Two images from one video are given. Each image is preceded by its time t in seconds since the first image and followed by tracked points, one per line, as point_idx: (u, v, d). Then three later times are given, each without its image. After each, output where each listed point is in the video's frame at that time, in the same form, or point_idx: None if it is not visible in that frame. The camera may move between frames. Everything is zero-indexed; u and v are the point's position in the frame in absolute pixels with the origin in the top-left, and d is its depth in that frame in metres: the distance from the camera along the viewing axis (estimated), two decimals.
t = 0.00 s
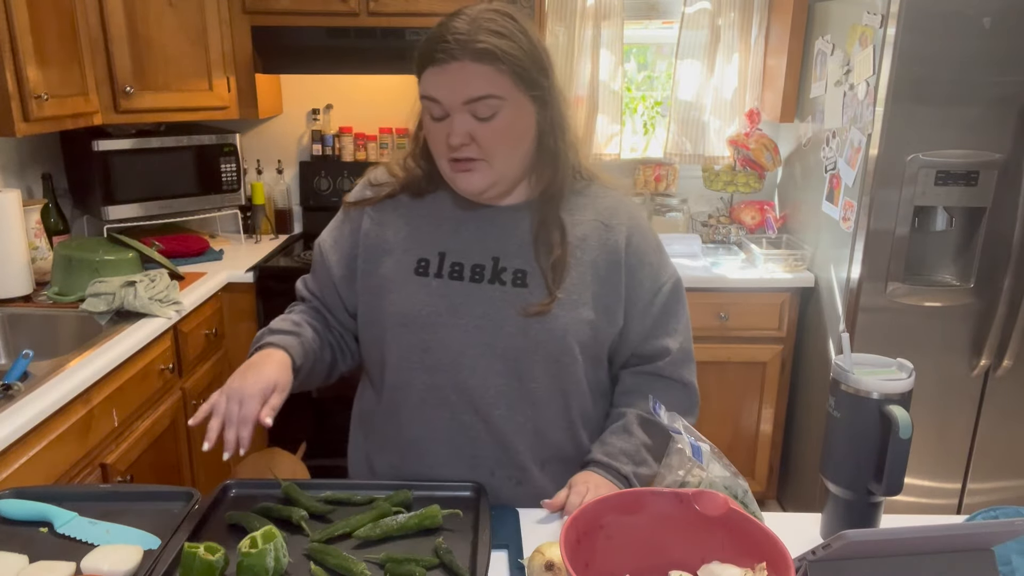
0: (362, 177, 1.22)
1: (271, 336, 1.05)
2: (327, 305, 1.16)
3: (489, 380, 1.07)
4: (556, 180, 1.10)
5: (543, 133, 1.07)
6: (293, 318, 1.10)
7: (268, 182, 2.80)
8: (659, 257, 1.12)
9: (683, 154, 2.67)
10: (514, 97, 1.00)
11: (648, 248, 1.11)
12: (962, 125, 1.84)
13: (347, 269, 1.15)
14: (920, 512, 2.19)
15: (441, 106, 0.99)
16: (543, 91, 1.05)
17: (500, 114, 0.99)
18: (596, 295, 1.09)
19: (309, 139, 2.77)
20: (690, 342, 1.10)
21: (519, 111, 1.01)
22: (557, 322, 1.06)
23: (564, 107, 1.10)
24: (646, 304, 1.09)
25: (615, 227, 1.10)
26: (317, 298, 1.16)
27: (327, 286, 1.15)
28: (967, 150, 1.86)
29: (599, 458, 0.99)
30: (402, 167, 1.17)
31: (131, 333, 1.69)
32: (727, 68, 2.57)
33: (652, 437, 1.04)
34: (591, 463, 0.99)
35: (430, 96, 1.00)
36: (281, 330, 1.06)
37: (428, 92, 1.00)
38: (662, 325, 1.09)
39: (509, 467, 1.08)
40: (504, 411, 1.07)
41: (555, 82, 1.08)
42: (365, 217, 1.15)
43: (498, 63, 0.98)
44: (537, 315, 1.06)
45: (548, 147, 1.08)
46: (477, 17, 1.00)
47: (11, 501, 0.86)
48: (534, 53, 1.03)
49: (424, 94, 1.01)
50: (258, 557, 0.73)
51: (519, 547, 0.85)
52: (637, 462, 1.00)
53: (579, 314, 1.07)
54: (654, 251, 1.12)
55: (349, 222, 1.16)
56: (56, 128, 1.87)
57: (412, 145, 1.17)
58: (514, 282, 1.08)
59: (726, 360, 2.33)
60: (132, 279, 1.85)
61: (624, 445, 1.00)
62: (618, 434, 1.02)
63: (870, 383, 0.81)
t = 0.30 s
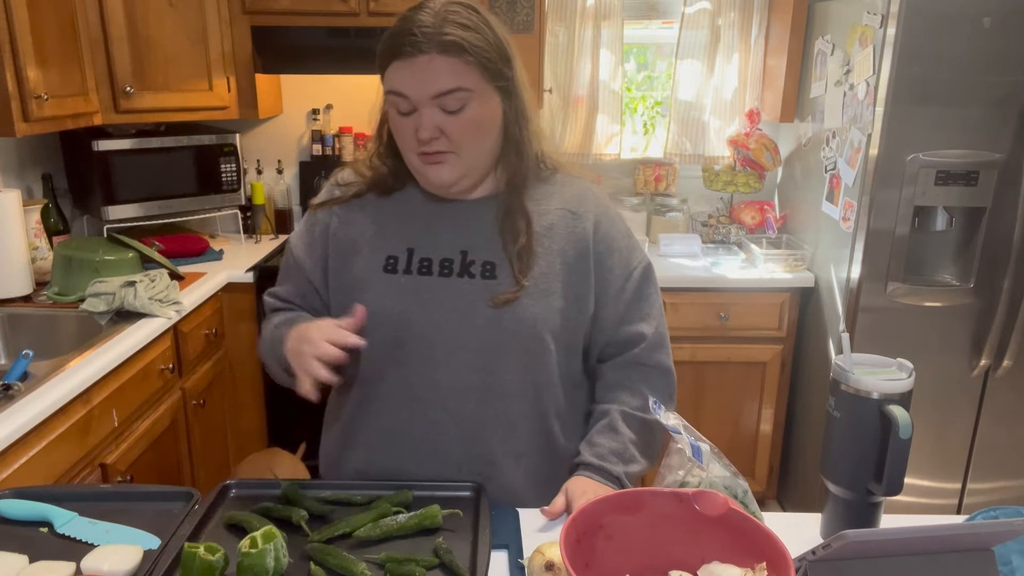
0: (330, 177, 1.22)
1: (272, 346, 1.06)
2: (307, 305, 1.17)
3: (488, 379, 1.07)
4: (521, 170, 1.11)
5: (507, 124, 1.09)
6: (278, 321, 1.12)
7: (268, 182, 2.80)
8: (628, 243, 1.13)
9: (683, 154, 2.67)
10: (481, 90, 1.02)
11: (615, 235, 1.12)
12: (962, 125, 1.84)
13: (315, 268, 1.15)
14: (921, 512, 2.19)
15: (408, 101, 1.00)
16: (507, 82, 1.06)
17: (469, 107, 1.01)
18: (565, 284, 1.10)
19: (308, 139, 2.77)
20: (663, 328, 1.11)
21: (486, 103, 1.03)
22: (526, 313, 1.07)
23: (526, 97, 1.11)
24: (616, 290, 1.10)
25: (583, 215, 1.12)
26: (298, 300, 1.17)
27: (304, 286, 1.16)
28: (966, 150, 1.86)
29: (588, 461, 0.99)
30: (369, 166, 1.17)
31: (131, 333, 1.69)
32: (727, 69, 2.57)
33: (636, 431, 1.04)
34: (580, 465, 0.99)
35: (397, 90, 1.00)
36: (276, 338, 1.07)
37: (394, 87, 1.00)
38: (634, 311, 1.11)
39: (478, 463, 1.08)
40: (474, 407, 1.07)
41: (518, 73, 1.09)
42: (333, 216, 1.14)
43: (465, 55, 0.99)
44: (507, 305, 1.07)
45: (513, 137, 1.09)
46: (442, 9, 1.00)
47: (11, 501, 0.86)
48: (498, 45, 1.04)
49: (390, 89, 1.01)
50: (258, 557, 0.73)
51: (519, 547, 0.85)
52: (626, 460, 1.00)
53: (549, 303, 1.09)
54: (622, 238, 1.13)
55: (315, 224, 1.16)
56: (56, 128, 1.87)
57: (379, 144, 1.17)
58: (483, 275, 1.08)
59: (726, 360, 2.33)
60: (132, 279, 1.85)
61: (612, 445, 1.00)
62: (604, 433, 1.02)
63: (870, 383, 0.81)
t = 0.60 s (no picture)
0: (308, 172, 1.22)
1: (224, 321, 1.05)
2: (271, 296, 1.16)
3: (482, 377, 1.07)
4: (503, 169, 1.12)
5: (491, 124, 1.09)
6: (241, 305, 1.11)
7: (268, 182, 2.80)
8: (605, 241, 1.14)
9: (683, 154, 2.67)
10: (467, 91, 1.02)
11: (593, 233, 1.13)
12: (962, 125, 1.84)
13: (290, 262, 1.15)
14: (921, 512, 2.20)
15: (394, 101, 1.00)
16: (490, 82, 1.07)
17: (455, 108, 1.01)
18: (544, 280, 1.10)
19: (308, 139, 2.77)
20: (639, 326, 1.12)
21: (471, 105, 1.03)
22: (504, 307, 1.07)
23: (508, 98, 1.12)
24: (594, 286, 1.11)
25: (562, 213, 1.13)
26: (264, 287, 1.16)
27: (271, 276, 1.16)
28: (967, 150, 1.86)
29: (583, 463, 0.98)
30: (348, 161, 1.18)
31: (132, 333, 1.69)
32: (727, 69, 2.57)
33: (626, 429, 1.04)
34: (575, 468, 0.99)
35: (382, 89, 1.00)
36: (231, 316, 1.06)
37: (380, 86, 1.00)
38: (609, 309, 1.11)
39: (459, 455, 1.08)
40: (455, 399, 1.07)
41: (501, 74, 1.10)
42: (311, 212, 1.15)
43: (452, 57, 0.99)
44: (486, 299, 1.07)
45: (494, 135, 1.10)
46: (429, 9, 1.00)
47: (11, 501, 0.86)
48: (484, 46, 1.04)
49: (375, 88, 1.01)
50: (258, 557, 0.73)
51: (519, 547, 0.85)
52: (619, 458, 1.00)
53: (527, 299, 1.09)
54: (599, 237, 1.14)
55: (292, 217, 1.16)
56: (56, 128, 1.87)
57: (358, 139, 1.18)
58: (463, 268, 1.08)
59: (726, 360, 2.33)
60: (132, 279, 1.85)
61: (604, 444, 1.00)
62: (594, 432, 1.02)
63: (870, 383, 0.81)
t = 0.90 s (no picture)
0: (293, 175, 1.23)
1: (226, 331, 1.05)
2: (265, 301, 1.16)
3: (466, 374, 1.07)
4: (486, 169, 1.12)
5: (474, 125, 1.10)
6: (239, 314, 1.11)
7: (268, 182, 2.80)
8: (587, 236, 1.13)
9: (683, 154, 2.66)
10: (452, 94, 1.02)
11: (574, 229, 1.12)
12: (961, 125, 1.84)
13: (273, 259, 1.15)
14: (921, 512, 2.20)
15: (379, 103, 1.00)
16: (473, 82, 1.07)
17: (440, 111, 1.01)
18: (523, 277, 1.10)
19: (308, 139, 2.77)
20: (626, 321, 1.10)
21: (456, 107, 1.03)
22: (480, 303, 1.07)
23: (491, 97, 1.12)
24: (575, 282, 1.10)
25: (541, 209, 1.12)
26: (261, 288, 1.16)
27: (264, 281, 1.16)
28: (967, 150, 1.86)
29: (580, 466, 0.96)
30: (330, 162, 1.18)
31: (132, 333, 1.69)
32: (727, 69, 2.57)
33: (620, 427, 1.01)
34: (572, 472, 0.96)
35: (368, 92, 0.99)
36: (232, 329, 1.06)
37: (365, 89, 1.00)
38: (594, 306, 1.10)
39: (434, 452, 1.09)
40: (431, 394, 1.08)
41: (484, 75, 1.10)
42: (293, 214, 1.15)
43: (437, 60, 0.99)
44: (462, 295, 1.07)
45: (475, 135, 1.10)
46: (413, 12, 1.00)
47: (11, 501, 0.86)
48: (467, 48, 1.04)
49: (360, 90, 1.00)
50: (258, 557, 0.73)
51: (519, 547, 0.85)
52: (616, 458, 0.97)
53: (505, 295, 1.09)
54: (582, 234, 1.13)
55: (277, 218, 1.16)
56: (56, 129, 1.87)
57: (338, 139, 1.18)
58: (440, 265, 1.08)
59: (726, 360, 2.33)
60: (132, 279, 1.85)
61: (600, 446, 0.97)
62: (588, 433, 0.99)
63: (870, 383, 0.81)
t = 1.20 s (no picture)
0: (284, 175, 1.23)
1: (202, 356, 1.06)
2: (254, 308, 1.17)
3: (452, 370, 1.07)
4: (477, 168, 1.13)
5: (467, 125, 1.11)
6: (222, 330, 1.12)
7: (268, 182, 2.80)
8: (574, 234, 1.13)
9: (683, 154, 2.66)
10: (450, 96, 1.02)
11: (560, 227, 1.13)
12: (961, 125, 1.84)
13: (264, 258, 1.16)
14: (921, 512, 2.19)
15: (376, 106, 1.00)
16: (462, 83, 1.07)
17: (437, 113, 1.01)
18: (510, 274, 1.10)
19: (308, 139, 2.77)
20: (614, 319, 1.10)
21: (452, 111, 1.04)
22: (466, 300, 1.07)
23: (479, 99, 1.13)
24: (562, 280, 1.10)
25: (528, 208, 1.12)
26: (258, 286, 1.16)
27: (256, 284, 1.17)
28: (967, 150, 1.86)
29: (576, 467, 0.96)
30: (321, 162, 1.18)
31: (132, 334, 1.69)
32: (727, 69, 2.57)
33: (614, 425, 1.01)
34: (568, 473, 0.97)
35: (366, 96, 0.99)
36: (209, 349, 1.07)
37: (362, 92, 1.00)
38: (581, 303, 1.09)
39: (422, 449, 1.09)
40: (418, 390, 1.07)
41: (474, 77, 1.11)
42: (283, 214, 1.15)
43: (433, 62, 1.00)
44: (448, 292, 1.07)
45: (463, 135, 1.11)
46: (408, 15, 1.01)
47: (11, 501, 0.86)
48: (459, 51, 1.05)
49: (355, 94, 1.01)
50: (258, 556, 0.73)
51: (520, 547, 0.85)
52: (612, 456, 0.97)
53: (490, 293, 1.09)
54: (568, 232, 1.13)
55: (267, 220, 1.16)
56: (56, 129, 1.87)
57: (327, 139, 1.17)
58: (427, 263, 1.08)
59: (726, 360, 2.33)
60: (133, 279, 1.85)
61: (596, 445, 0.97)
62: (581, 433, 0.99)
63: (870, 383, 0.81)
